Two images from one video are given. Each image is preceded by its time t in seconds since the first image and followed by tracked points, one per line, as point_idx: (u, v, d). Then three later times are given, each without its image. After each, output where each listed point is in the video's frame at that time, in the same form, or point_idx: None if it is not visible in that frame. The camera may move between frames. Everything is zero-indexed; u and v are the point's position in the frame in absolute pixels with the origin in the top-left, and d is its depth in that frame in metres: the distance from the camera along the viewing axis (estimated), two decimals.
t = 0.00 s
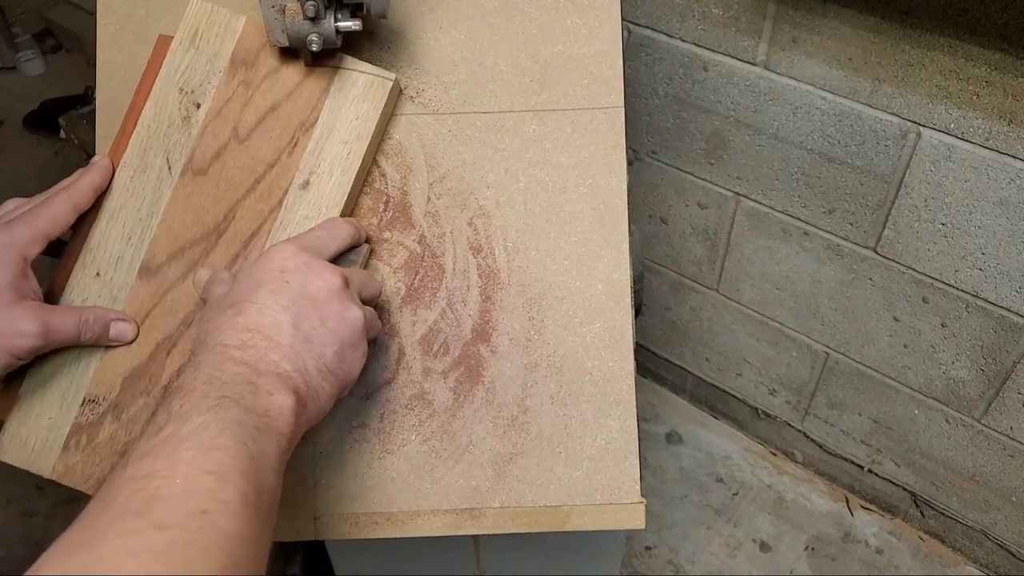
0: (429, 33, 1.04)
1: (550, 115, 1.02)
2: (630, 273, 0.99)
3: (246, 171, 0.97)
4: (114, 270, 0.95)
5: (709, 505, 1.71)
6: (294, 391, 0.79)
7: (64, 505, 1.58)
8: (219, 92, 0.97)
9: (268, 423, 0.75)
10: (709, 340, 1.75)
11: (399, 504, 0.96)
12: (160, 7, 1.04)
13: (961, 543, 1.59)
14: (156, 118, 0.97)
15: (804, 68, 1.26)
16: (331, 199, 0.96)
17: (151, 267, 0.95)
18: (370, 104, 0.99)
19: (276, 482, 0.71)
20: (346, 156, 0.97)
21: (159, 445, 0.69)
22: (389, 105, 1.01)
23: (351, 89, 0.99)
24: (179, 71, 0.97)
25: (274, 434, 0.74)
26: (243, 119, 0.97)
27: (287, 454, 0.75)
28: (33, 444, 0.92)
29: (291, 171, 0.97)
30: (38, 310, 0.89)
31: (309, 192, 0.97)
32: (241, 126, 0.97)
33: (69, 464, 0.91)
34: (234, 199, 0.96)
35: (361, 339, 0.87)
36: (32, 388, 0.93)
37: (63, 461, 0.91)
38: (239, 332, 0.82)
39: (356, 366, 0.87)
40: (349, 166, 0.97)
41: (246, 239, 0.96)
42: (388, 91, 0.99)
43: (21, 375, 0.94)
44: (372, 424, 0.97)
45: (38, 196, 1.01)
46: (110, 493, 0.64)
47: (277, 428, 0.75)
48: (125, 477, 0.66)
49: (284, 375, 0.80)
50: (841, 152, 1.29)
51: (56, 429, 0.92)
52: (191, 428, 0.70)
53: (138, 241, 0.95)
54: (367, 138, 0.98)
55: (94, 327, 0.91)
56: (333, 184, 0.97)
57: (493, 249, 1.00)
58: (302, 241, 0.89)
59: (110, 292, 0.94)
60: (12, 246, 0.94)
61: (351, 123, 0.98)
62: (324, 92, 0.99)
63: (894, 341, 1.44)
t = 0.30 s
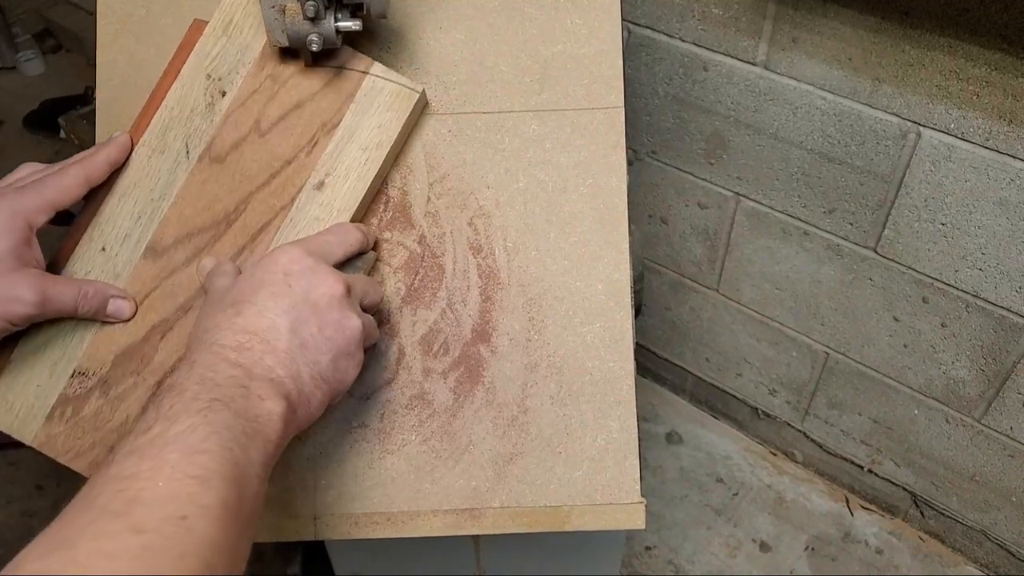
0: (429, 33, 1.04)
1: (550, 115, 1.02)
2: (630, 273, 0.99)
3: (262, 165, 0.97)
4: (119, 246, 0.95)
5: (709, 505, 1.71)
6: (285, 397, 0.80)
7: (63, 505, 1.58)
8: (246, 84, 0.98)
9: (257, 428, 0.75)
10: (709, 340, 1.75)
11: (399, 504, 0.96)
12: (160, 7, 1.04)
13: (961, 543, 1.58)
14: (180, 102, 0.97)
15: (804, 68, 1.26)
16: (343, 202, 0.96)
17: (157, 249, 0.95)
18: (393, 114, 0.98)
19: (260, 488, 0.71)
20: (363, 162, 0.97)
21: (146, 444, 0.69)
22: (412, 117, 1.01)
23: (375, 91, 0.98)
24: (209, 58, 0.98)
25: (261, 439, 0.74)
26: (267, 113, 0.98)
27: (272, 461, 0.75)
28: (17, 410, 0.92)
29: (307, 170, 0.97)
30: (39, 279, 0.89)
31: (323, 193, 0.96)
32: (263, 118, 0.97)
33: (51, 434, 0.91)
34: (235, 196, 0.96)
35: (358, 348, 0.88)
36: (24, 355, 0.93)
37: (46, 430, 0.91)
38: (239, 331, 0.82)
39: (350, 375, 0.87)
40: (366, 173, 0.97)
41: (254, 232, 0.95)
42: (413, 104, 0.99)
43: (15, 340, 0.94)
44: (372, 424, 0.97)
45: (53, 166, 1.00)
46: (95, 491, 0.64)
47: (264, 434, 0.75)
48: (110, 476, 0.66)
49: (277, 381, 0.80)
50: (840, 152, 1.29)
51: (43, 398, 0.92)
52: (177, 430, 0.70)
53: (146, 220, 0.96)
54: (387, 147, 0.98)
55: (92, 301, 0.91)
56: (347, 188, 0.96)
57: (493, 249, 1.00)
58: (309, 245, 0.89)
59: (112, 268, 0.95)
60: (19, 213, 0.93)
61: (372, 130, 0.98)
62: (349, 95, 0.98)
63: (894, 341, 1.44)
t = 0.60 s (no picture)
0: (429, 33, 1.04)
1: (550, 115, 1.02)
2: (630, 273, 0.99)
3: (276, 161, 0.97)
4: (126, 231, 0.95)
5: (709, 505, 1.71)
6: (282, 400, 0.80)
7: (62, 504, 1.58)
8: (267, 79, 0.98)
9: (253, 430, 0.75)
10: (709, 340, 1.75)
11: (399, 504, 0.96)
12: (160, 7, 1.04)
13: (961, 543, 1.59)
14: (199, 91, 0.97)
15: (804, 68, 1.26)
16: (352, 206, 0.96)
17: (163, 236, 0.95)
18: (411, 122, 0.98)
19: (252, 489, 0.71)
20: (376, 168, 0.97)
21: (142, 440, 0.70)
22: (429, 127, 1.00)
23: (393, 95, 0.98)
24: (232, 51, 0.98)
25: (257, 441, 0.74)
26: (284, 110, 0.98)
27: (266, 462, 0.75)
28: (9, 385, 0.92)
29: (319, 171, 0.96)
30: (42, 257, 0.89)
31: (333, 196, 0.96)
32: (281, 115, 0.97)
33: (41, 412, 0.92)
34: (236, 194, 0.96)
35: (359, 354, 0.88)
36: (21, 331, 0.93)
37: (37, 407, 0.92)
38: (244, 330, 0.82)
39: (348, 381, 0.88)
40: (378, 179, 0.97)
41: (261, 228, 0.95)
42: (430, 114, 0.99)
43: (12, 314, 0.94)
44: (372, 424, 0.97)
45: (68, 145, 1.01)
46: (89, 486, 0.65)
47: (260, 436, 0.75)
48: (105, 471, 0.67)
49: (276, 385, 0.80)
50: (841, 152, 1.29)
51: (36, 374, 0.92)
52: (174, 428, 0.70)
53: (155, 207, 0.96)
54: (401, 154, 0.98)
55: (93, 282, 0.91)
56: (356, 192, 0.96)
57: (493, 249, 1.00)
58: (317, 246, 0.89)
59: (117, 252, 0.95)
60: (28, 190, 0.94)
61: (388, 137, 0.98)
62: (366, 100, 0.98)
63: (894, 341, 1.44)
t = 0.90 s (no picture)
0: (429, 33, 1.04)
1: (550, 115, 1.02)
2: (630, 273, 0.99)
3: (289, 159, 0.96)
4: (133, 214, 0.95)
5: (709, 505, 1.71)
6: (281, 402, 0.80)
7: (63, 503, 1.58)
8: (287, 77, 0.98)
9: (253, 430, 0.75)
10: (709, 340, 1.75)
11: (399, 504, 0.96)
12: (160, 7, 1.04)
13: (961, 543, 1.59)
14: (218, 84, 0.97)
15: (804, 68, 1.26)
16: (361, 209, 0.96)
17: (171, 223, 0.95)
18: (427, 134, 0.98)
19: (249, 490, 0.71)
20: (388, 175, 0.97)
21: (141, 439, 0.70)
22: (444, 140, 1.00)
23: (410, 102, 0.98)
24: (239, 50, 0.98)
25: (255, 442, 0.74)
26: (302, 109, 0.98)
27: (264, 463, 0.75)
28: (4, 358, 0.92)
29: (331, 173, 0.97)
30: (47, 233, 0.90)
31: (342, 199, 0.96)
32: (299, 113, 0.97)
33: (32, 386, 0.92)
34: (237, 194, 0.96)
35: (360, 357, 0.89)
36: (19, 307, 0.93)
37: (29, 380, 0.92)
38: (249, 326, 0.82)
39: (347, 383, 0.88)
40: (389, 186, 0.97)
41: (269, 224, 0.95)
42: (447, 126, 0.99)
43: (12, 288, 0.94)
44: (372, 424, 0.97)
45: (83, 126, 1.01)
46: (87, 483, 0.65)
47: (259, 437, 0.75)
48: (104, 469, 0.67)
49: (276, 386, 0.80)
50: (840, 152, 1.29)
51: (31, 348, 0.92)
52: (172, 426, 0.70)
53: (164, 193, 0.96)
54: (415, 163, 0.98)
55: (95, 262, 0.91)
56: (366, 197, 0.96)
57: (493, 249, 1.00)
58: (323, 247, 0.89)
59: (122, 235, 0.95)
60: (38, 165, 0.93)
61: (402, 146, 0.98)
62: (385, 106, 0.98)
63: (894, 341, 1.44)
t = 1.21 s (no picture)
0: (429, 33, 1.04)
1: (550, 115, 1.02)
2: (630, 273, 0.99)
3: (295, 158, 0.97)
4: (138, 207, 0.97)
5: (709, 505, 1.71)
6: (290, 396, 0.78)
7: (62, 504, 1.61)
8: (298, 78, 0.99)
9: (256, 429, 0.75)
10: (709, 340, 1.75)
11: (399, 504, 0.96)
12: (160, 7, 1.04)
13: (961, 543, 1.59)
14: (229, 79, 0.98)
15: (804, 68, 1.26)
16: (366, 212, 0.95)
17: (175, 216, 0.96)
18: (434, 140, 0.98)
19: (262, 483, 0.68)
20: (395, 179, 0.96)
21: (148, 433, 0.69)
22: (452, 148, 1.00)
23: (420, 107, 0.98)
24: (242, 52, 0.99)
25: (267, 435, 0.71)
26: (312, 109, 0.98)
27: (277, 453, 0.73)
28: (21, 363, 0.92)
29: (336, 174, 0.96)
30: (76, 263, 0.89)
31: (348, 201, 0.95)
32: (308, 113, 0.98)
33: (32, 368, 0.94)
34: (237, 194, 0.96)
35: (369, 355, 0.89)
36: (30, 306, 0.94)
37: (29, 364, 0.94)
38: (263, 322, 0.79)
39: (355, 381, 0.88)
40: (396, 191, 0.96)
41: (272, 222, 0.95)
42: (454, 133, 0.99)
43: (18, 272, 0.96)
44: (372, 424, 0.97)
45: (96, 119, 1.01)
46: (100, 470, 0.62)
47: (270, 431, 0.72)
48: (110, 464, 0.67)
49: (286, 381, 0.78)
50: (841, 152, 1.29)
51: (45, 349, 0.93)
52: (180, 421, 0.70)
53: (170, 186, 0.97)
54: (422, 169, 0.97)
55: (111, 274, 0.90)
56: (371, 201, 0.96)
57: (493, 249, 1.00)
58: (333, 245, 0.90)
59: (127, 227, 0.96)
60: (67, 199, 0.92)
61: (410, 152, 0.97)
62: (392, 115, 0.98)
63: (895, 341, 1.44)
